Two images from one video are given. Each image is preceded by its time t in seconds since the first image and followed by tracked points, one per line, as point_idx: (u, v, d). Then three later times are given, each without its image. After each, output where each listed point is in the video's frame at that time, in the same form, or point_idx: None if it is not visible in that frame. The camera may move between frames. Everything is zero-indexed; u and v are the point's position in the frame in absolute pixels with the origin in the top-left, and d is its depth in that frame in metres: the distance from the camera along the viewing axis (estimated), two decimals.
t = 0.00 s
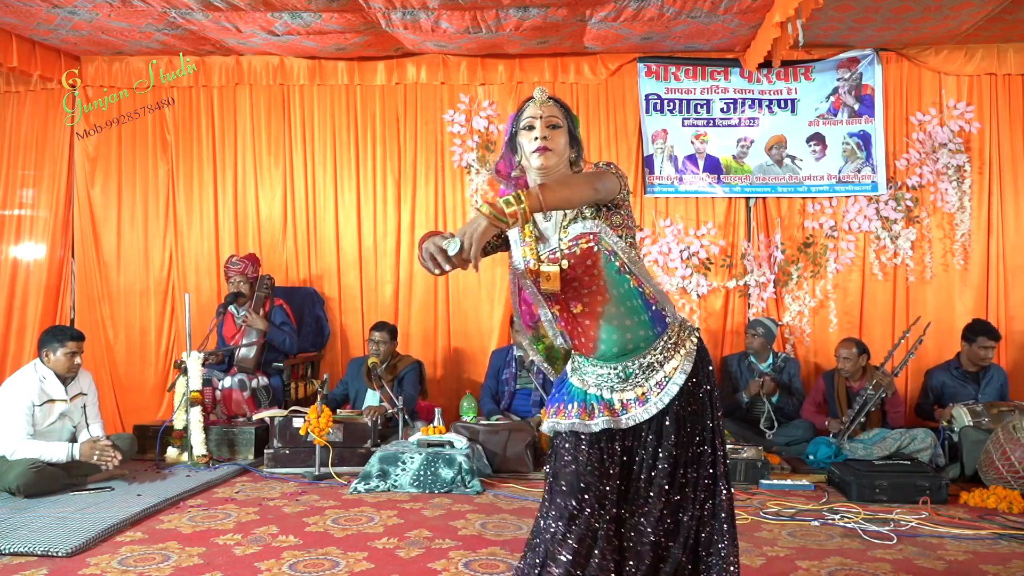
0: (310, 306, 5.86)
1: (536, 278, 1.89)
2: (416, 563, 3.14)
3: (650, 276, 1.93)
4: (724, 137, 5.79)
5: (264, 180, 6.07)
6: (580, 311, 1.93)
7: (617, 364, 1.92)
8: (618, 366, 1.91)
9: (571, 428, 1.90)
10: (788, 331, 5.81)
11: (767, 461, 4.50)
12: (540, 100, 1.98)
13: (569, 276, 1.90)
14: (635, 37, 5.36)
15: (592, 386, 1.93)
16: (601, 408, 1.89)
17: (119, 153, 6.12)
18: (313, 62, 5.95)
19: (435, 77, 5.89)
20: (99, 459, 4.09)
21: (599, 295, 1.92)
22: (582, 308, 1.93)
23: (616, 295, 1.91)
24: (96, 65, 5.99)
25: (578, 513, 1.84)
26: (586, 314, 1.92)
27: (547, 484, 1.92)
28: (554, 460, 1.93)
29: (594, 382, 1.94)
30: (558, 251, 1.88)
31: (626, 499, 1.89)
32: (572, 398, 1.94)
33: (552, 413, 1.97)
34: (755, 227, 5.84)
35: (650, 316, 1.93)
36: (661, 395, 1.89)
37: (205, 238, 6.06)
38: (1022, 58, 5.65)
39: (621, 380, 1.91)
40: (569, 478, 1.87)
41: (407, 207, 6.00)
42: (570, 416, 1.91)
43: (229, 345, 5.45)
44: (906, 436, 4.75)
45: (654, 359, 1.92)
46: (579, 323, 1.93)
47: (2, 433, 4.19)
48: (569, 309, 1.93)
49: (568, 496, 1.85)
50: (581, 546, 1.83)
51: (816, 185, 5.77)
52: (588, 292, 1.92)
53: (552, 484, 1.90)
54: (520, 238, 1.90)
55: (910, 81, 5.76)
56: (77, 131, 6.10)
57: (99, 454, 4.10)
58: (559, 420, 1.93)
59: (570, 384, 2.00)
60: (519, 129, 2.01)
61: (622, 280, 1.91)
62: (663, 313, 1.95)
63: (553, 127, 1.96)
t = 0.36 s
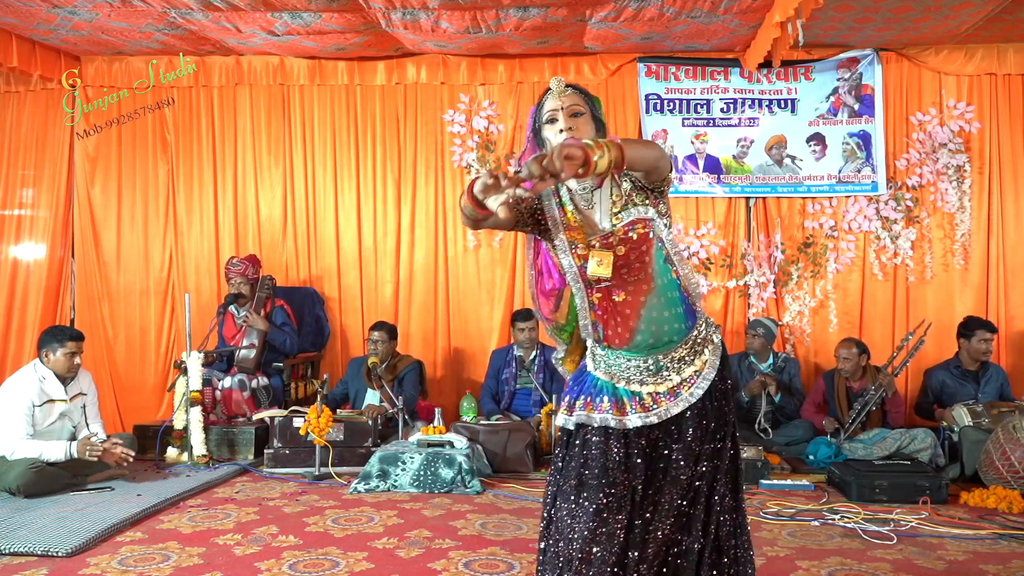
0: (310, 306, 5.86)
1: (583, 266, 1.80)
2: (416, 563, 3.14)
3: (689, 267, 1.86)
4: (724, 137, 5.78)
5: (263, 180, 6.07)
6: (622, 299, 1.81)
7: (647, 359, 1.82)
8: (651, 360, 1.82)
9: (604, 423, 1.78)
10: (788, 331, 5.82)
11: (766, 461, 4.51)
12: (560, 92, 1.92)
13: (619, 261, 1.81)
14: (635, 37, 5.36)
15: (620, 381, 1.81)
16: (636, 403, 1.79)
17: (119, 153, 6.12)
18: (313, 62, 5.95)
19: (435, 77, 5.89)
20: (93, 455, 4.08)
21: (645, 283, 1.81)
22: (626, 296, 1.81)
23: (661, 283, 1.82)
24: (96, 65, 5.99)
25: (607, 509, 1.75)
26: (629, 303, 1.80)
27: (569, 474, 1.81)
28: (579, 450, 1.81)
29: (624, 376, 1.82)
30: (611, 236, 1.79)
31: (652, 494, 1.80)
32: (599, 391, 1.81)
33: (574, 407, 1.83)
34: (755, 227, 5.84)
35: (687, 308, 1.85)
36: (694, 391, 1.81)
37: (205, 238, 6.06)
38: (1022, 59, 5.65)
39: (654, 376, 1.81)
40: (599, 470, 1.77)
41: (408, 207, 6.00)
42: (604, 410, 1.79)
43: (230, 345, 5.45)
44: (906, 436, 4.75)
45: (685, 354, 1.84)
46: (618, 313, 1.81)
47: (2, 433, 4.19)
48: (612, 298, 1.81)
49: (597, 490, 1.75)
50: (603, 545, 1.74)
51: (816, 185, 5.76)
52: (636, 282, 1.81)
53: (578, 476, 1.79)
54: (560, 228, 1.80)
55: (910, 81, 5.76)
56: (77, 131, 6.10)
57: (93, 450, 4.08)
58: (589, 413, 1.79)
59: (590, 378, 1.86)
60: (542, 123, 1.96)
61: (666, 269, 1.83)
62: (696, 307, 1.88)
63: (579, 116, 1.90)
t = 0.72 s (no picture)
0: (310, 306, 5.86)
1: (637, 259, 1.92)
2: (416, 563, 3.14)
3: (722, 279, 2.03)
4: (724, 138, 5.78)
5: (263, 180, 6.07)
6: (670, 297, 1.95)
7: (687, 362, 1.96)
8: (683, 365, 1.95)
9: (650, 434, 1.90)
10: (788, 331, 5.82)
11: (766, 462, 4.56)
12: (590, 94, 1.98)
13: (674, 257, 1.95)
14: (635, 37, 5.36)
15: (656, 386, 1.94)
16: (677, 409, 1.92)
17: (119, 153, 6.12)
18: (313, 62, 5.95)
19: (435, 77, 5.88)
20: (99, 460, 4.10)
21: (689, 283, 1.96)
22: (674, 294, 1.95)
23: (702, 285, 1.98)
24: (96, 65, 5.98)
25: (669, 522, 1.87)
26: (676, 302, 1.94)
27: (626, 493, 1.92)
28: (629, 468, 1.92)
29: (661, 381, 1.95)
30: (665, 228, 1.93)
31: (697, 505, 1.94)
32: (637, 400, 1.95)
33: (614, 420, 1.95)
34: (755, 227, 5.83)
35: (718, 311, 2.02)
36: (724, 398, 1.96)
37: (205, 238, 6.06)
38: (1022, 59, 5.65)
39: (688, 380, 1.95)
40: (655, 488, 1.88)
41: (407, 207, 6.00)
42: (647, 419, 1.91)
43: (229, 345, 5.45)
44: (906, 436, 4.75)
45: (715, 358, 1.98)
46: (665, 311, 1.94)
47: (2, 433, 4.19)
48: (659, 296, 1.94)
49: (656, 505, 1.87)
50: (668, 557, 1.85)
51: (816, 185, 5.76)
52: (677, 279, 1.96)
53: (634, 495, 1.90)
54: (609, 224, 1.93)
55: (910, 81, 5.76)
56: (77, 131, 6.10)
57: (99, 456, 4.10)
58: (632, 425, 1.92)
59: (626, 385, 1.98)
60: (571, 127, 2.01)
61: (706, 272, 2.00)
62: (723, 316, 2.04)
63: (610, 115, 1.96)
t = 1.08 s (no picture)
0: (310, 305, 5.86)
1: (689, 250, 1.86)
2: (416, 563, 3.14)
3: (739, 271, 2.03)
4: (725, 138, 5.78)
5: (263, 180, 6.07)
6: (712, 288, 1.90)
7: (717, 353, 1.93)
8: (718, 356, 1.92)
9: (708, 429, 1.85)
10: (788, 331, 5.81)
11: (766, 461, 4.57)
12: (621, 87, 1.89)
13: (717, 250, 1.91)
14: (635, 37, 5.36)
15: (701, 379, 1.89)
16: (726, 398, 1.88)
17: (119, 153, 6.12)
18: (313, 62, 5.95)
19: (435, 77, 5.88)
20: (97, 461, 4.10)
21: (726, 272, 1.93)
22: (715, 284, 1.90)
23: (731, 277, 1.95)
24: (96, 65, 5.98)
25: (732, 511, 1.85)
26: (717, 292, 1.90)
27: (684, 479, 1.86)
28: (687, 461, 1.86)
29: (703, 372, 1.90)
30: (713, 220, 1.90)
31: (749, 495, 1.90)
32: (685, 395, 1.88)
33: (667, 416, 1.88)
34: (754, 227, 5.83)
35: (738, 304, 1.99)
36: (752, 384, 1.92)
37: (205, 238, 6.06)
38: (1022, 59, 5.64)
39: (726, 369, 1.92)
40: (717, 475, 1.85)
41: (407, 207, 6.00)
42: (703, 412, 1.86)
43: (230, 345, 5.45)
44: (906, 436, 4.75)
45: (741, 347, 1.97)
46: (706, 301, 1.89)
47: (2, 433, 4.19)
48: (704, 286, 1.89)
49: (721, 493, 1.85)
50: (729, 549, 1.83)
51: (816, 185, 5.76)
52: (719, 270, 1.92)
53: (697, 486, 1.85)
54: (659, 215, 1.86)
55: (910, 81, 5.76)
56: (77, 131, 6.10)
57: (98, 457, 4.11)
58: (689, 421, 1.86)
59: (668, 382, 1.90)
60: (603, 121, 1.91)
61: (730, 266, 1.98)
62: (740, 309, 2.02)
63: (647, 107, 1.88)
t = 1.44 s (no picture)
0: (310, 305, 5.86)
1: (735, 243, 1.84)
2: (416, 563, 3.14)
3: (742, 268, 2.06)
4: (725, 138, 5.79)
5: (263, 180, 6.07)
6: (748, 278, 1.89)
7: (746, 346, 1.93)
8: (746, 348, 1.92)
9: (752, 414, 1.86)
10: (788, 331, 5.81)
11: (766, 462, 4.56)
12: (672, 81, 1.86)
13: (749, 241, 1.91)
14: (635, 37, 5.36)
15: (734, 368, 1.88)
16: (755, 385, 1.89)
17: (119, 153, 6.12)
18: (313, 62, 5.95)
19: (435, 77, 5.88)
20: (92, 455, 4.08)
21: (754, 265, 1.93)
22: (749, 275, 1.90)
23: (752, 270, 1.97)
24: (96, 65, 5.98)
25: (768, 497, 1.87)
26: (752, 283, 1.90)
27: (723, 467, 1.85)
28: (724, 447, 1.85)
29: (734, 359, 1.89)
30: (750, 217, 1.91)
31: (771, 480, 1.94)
32: (728, 386, 1.86)
33: (713, 403, 1.85)
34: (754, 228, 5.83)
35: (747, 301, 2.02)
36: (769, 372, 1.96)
37: (205, 238, 6.07)
38: (1022, 58, 5.64)
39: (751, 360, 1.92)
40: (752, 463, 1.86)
41: (407, 207, 6.00)
42: (745, 398, 1.86)
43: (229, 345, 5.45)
44: (906, 436, 4.75)
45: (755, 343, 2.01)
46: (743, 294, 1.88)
47: (2, 433, 4.19)
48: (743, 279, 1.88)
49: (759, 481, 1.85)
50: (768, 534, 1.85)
51: (816, 185, 5.76)
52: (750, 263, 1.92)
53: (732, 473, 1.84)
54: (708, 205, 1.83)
55: (910, 81, 5.76)
56: (77, 131, 6.10)
57: (93, 452, 4.09)
58: (736, 407, 1.84)
59: (711, 374, 1.87)
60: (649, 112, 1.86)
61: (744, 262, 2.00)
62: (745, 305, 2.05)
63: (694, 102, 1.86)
